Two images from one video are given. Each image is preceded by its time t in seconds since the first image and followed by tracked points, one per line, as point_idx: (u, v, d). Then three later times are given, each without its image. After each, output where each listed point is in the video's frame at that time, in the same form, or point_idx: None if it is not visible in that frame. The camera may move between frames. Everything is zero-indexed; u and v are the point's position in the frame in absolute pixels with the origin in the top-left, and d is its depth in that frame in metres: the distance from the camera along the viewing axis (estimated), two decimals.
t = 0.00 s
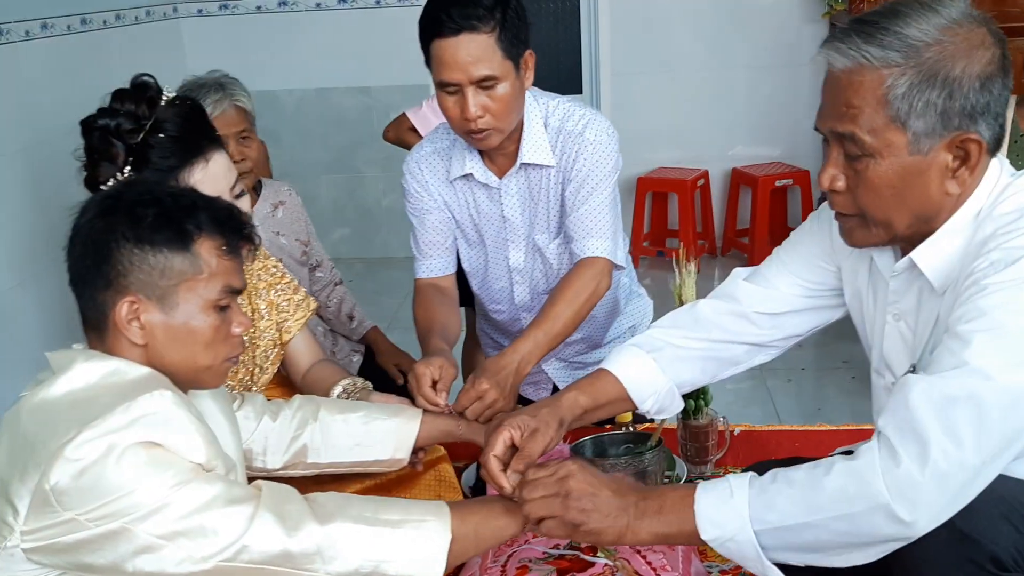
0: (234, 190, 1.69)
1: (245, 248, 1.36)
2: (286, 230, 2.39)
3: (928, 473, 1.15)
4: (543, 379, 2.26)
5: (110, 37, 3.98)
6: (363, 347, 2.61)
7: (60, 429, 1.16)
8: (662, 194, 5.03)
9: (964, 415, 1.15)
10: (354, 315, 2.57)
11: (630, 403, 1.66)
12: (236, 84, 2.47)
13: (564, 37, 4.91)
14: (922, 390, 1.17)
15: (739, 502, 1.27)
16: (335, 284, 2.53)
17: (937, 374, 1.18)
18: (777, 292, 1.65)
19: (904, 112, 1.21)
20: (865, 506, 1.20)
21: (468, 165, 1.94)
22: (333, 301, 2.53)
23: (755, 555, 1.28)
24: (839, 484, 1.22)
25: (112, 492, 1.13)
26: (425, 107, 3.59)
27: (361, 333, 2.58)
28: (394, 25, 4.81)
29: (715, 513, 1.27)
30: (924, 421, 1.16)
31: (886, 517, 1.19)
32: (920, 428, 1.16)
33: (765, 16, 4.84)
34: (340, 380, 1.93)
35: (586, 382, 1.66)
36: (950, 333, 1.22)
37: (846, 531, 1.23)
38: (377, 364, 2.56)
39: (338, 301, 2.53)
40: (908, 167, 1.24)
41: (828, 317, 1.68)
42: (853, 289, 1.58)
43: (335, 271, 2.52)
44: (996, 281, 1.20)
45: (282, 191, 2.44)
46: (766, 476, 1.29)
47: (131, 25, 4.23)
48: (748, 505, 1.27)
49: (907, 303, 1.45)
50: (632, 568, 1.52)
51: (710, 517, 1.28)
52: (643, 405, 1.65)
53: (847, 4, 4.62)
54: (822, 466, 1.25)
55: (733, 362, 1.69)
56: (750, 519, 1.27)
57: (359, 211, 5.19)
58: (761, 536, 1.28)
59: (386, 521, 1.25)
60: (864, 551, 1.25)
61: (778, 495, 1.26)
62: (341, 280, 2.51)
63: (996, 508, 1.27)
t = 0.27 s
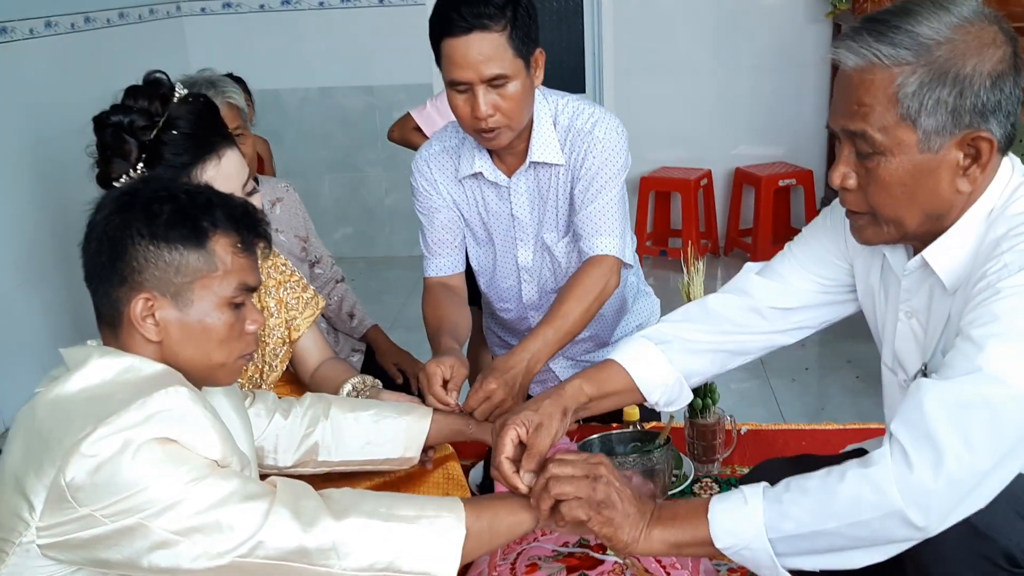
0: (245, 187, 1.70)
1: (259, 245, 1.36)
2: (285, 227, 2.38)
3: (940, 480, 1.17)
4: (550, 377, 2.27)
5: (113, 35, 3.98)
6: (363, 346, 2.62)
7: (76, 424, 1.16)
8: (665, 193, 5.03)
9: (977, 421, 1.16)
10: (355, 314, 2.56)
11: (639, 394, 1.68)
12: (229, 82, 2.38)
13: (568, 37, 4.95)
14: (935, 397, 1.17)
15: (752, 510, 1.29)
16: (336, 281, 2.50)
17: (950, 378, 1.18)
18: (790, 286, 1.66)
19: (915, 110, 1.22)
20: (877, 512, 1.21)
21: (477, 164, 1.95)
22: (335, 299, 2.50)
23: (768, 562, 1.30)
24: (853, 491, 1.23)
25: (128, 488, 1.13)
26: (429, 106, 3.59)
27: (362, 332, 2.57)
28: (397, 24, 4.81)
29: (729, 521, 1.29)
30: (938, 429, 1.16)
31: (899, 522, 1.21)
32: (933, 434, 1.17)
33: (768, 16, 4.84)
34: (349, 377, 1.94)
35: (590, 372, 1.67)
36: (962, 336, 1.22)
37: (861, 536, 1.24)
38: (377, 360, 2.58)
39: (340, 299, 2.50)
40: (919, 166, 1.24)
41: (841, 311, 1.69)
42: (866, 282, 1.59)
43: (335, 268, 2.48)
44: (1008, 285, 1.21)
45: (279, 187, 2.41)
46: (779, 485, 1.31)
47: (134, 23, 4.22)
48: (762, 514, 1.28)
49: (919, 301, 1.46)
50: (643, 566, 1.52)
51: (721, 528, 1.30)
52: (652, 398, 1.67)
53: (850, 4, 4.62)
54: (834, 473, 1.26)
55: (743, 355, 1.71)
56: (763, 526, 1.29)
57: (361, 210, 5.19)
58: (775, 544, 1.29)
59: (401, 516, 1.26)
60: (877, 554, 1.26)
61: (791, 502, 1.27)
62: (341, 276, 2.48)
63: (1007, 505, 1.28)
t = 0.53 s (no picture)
0: (253, 187, 1.71)
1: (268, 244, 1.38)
2: (290, 225, 2.39)
3: (954, 479, 1.17)
4: (556, 377, 2.28)
5: (118, 36, 4.00)
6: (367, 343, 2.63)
7: (88, 421, 1.18)
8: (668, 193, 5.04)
9: (988, 420, 1.16)
10: (358, 310, 2.58)
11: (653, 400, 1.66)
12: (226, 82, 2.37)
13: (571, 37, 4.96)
14: (947, 397, 1.18)
15: (769, 504, 1.26)
16: (340, 278, 2.51)
17: (958, 378, 1.19)
18: (794, 292, 1.67)
19: (918, 111, 1.23)
20: (895, 514, 1.21)
21: (482, 164, 1.96)
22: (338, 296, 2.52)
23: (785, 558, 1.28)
24: (869, 489, 1.22)
25: (140, 484, 1.14)
26: (434, 108, 3.60)
27: (365, 328, 2.60)
28: (401, 25, 4.82)
29: (743, 515, 1.27)
30: (950, 428, 1.17)
31: (915, 522, 1.21)
32: (944, 434, 1.18)
33: (771, 17, 4.85)
34: (355, 376, 1.95)
35: (611, 377, 1.65)
36: (971, 336, 1.23)
37: (874, 535, 1.24)
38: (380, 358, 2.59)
39: (342, 296, 2.52)
40: (922, 165, 1.25)
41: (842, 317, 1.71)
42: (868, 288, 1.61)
43: (337, 265, 2.51)
44: (1014, 282, 1.22)
45: (283, 186, 2.44)
46: (793, 475, 1.29)
47: (139, 24, 4.24)
48: (777, 509, 1.26)
49: (923, 301, 1.47)
50: (648, 564, 1.53)
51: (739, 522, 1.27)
52: (665, 404, 1.66)
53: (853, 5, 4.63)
54: (852, 470, 1.25)
55: (751, 363, 1.71)
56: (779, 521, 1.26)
57: (365, 210, 5.20)
58: (789, 538, 1.27)
59: (409, 511, 1.27)
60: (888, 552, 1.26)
61: (807, 497, 1.25)
62: (344, 274, 2.50)
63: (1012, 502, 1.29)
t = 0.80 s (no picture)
0: (251, 185, 1.72)
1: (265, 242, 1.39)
2: (294, 227, 2.39)
3: (949, 475, 1.18)
4: (555, 375, 2.29)
5: (119, 36, 4.01)
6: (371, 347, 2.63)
7: (87, 417, 1.18)
8: (668, 193, 5.05)
9: (982, 417, 1.17)
10: (364, 314, 2.58)
11: (663, 405, 1.66)
12: (234, 83, 2.38)
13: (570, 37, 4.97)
14: (940, 394, 1.18)
15: (764, 506, 1.27)
16: (345, 280, 2.51)
17: (952, 375, 1.20)
18: (790, 293, 1.68)
19: (912, 109, 1.23)
20: (889, 511, 1.21)
21: (481, 163, 1.97)
22: (343, 297, 2.51)
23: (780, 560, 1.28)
24: (865, 487, 1.22)
25: (139, 479, 1.15)
26: (433, 107, 3.61)
27: (370, 332, 2.60)
28: (401, 25, 4.83)
29: (740, 519, 1.27)
30: (944, 426, 1.18)
31: (911, 519, 1.21)
32: (938, 431, 1.18)
33: (770, 16, 4.86)
34: (354, 373, 1.96)
35: (626, 390, 1.63)
36: (964, 333, 1.24)
37: (871, 532, 1.24)
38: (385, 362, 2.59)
39: (348, 298, 2.51)
40: (916, 163, 1.26)
41: (837, 316, 1.72)
42: (862, 288, 1.62)
43: (343, 267, 2.50)
44: (1006, 280, 1.23)
45: (287, 187, 2.44)
46: (787, 477, 1.29)
47: (139, 24, 4.25)
48: (773, 512, 1.27)
49: (918, 299, 1.48)
50: (645, 560, 1.53)
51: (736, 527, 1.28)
52: (676, 408, 1.66)
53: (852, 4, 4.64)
54: (846, 471, 1.25)
55: (749, 365, 1.72)
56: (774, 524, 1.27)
57: (365, 210, 5.21)
58: (786, 540, 1.28)
59: (406, 505, 1.28)
60: (882, 547, 1.27)
61: (803, 499, 1.25)
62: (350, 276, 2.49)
63: (1005, 497, 1.30)
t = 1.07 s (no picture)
0: (249, 183, 1.73)
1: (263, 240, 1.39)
2: (296, 229, 2.40)
3: (942, 470, 1.19)
4: (552, 373, 2.30)
5: (118, 36, 4.02)
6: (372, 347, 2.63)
7: (86, 412, 1.19)
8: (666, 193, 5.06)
9: (977, 413, 1.18)
10: (364, 315, 2.57)
11: (658, 403, 1.66)
12: (240, 85, 2.40)
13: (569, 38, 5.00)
14: (935, 390, 1.19)
15: (760, 502, 1.28)
16: (345, 281, 2.51)
17: (946, 371, 1.21)
18: (786, 290, 1.69)
19: (907, 106, 1.24)
20: (883, 506, 1.22)
21: (476, 163, 1.97)
22: (343, 298, 2.51)
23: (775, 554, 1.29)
24: (858, 484, 1.23)
25: (138, 474, 1.16)
26: (432, 107, 3.61)
27: (371, 333, 2.59)
28: (399, 25, 4.84)
29: (734, 512, 1.28)
30: (938, 421, 1.18)
31: (904, 514, 1.22)
32: (932, 426, 1.19)
33: (768, 17, 4.87)
34: (351, 372, 1.97)
35: (624, 390, 1.63)
36: (958, 329, 1.25)
37: (865, 527, 1.25)
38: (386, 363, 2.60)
39: (348, 299, 2.51)
40: (910, 160, 1.27)
41: (831, 314, 1.73)
42: (857, 285, 1.63)
43: (343, 268, 2.50)
44: (1000, 277, 1.23)
45: (291, 188, 2.44)
46: (782, 471, 1.30)
47: (138, 24, 4.26)
48: (768, 506, 1.27)
49: (913, 295, 1.48)
50: (641, 556, 1.54)
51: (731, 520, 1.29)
52: (672, 406, 1.66)
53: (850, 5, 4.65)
54: (840, 467, 1.26)
55: (746, 362, 1.73)
56: (769, 518, 1.27)
57: (363, 210, 5.22)
58: (781, 535, 1.28)
59: (403, 501, 1.29)
60: (876, 543, 1.27)
61: (797, 494, 1.26)
62: (350, 277, 2.49)
63: (1000, 493, 1.31)
